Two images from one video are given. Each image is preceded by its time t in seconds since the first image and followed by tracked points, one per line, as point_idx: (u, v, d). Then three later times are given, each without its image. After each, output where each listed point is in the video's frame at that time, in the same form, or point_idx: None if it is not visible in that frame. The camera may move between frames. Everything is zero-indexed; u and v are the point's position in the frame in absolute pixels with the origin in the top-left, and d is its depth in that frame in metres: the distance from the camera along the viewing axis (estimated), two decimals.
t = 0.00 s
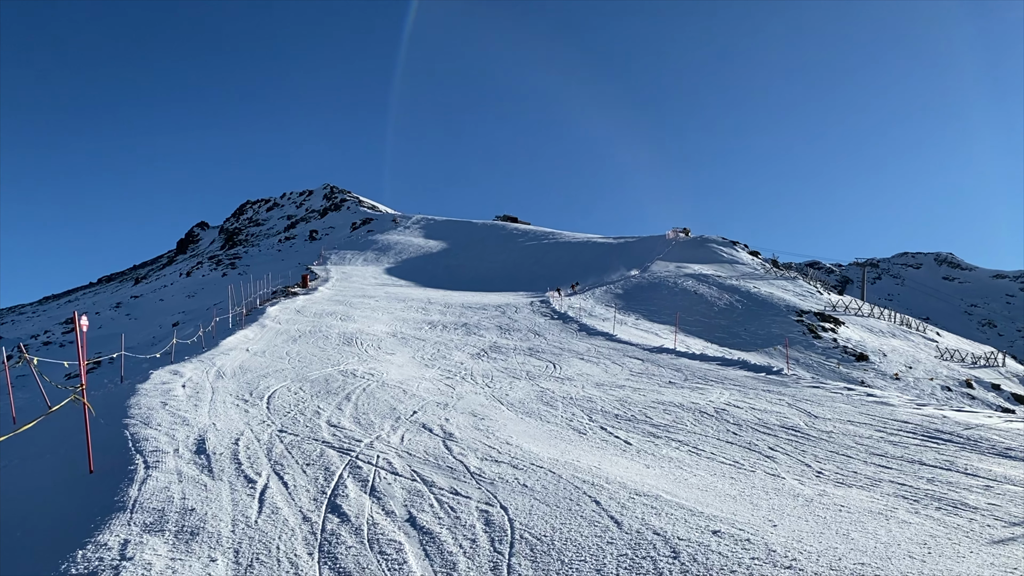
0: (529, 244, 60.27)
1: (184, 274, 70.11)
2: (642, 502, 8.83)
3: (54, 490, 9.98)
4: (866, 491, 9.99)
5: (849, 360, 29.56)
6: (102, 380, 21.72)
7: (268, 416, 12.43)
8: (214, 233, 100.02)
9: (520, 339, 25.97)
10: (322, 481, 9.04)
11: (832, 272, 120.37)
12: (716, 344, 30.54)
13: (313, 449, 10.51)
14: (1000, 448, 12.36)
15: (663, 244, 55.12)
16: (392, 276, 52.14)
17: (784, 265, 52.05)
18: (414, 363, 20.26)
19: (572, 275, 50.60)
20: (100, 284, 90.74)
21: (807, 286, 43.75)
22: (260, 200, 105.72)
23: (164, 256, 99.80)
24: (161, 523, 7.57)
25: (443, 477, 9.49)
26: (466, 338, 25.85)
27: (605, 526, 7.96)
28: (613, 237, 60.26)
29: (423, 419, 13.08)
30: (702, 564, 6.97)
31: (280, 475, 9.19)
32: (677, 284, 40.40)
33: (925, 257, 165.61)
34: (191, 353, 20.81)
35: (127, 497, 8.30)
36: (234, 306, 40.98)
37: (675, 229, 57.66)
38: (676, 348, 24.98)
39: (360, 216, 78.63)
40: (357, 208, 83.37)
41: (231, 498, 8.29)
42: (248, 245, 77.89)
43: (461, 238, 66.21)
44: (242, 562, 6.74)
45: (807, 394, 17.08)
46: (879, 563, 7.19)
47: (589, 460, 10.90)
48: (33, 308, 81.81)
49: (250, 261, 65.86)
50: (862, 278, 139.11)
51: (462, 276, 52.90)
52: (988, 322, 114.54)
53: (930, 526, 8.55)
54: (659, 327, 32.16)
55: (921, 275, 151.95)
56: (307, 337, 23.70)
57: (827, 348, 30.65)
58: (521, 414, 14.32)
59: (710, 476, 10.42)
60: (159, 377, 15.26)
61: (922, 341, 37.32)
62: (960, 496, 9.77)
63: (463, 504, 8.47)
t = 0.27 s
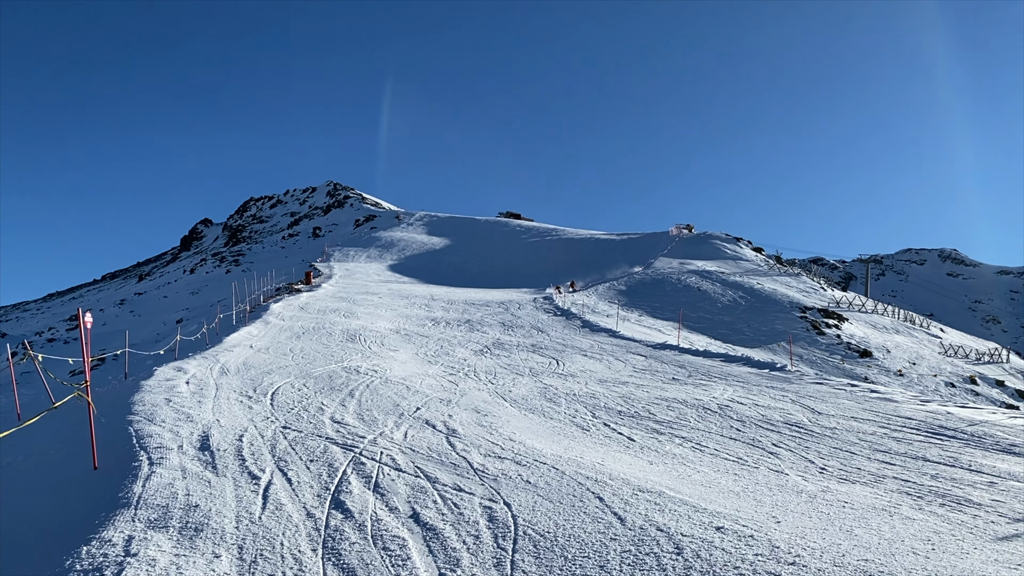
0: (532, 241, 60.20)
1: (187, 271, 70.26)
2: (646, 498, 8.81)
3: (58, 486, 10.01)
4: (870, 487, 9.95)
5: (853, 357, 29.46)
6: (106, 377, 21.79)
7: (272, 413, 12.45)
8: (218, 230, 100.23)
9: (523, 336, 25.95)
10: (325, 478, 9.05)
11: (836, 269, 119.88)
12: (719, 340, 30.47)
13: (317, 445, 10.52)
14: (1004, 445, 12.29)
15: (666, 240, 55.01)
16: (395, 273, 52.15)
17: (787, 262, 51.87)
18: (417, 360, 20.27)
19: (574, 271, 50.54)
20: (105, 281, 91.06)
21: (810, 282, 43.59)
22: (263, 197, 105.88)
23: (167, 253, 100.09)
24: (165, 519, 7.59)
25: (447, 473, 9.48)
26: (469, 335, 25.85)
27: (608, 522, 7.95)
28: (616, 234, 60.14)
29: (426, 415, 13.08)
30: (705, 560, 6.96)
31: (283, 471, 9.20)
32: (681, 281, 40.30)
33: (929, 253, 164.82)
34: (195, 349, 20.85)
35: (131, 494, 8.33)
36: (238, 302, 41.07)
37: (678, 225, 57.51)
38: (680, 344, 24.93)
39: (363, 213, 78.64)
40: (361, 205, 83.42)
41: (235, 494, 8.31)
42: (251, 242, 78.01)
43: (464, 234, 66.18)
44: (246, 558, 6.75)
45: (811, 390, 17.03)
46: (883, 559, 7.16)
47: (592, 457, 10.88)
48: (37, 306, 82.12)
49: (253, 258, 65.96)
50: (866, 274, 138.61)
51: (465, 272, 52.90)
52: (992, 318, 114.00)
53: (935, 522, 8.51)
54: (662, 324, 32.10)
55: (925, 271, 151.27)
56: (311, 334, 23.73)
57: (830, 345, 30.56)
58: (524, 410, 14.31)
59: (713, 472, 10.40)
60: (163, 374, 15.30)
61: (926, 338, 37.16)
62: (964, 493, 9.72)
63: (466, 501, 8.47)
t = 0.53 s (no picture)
0: (534, 238, 60.14)
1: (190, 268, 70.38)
2: (648, 495, 8.80)
3: (61, 483, 10.04)
4: (872, 484, 9.92)
5: (856, 354, 29.38)
6: (109, 374, 21.86)
7: (275, 410, 12.48)
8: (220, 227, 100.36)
9: (525, 333, 25.95)
10: (328, 475, 9.07)
11: (838, 265, 119.54)
12: (722, 337, 30.43)
13: (320, 442, 10.54)
14: (1008, 441, 12.24)
15: (668, 237, 54.89)
16: (398, 270, 52.19)
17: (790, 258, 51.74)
18: (420, 357, 20.29)
19: (576, 268, 50.48)
20: (108, 279, 91.30)
21: (813, 279, 43.48)
22: (266, 194, 105.99)
23: (171, 251, 100.32)
24: (168, 516, 7.60)
25: (449, 470, 9.49)
26: (471, 332, 25.86)
27: (610, 519, 7.95)
28: (619, 231, 60.04)
29: (428, 412, 13.10)
30: (707, 557, 6.95)
31: (286, 469, 9.21)
32: (683, 278, 40.24)
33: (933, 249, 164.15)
34: (198, 346, 20.92)
35: (134, 491, 8.35)
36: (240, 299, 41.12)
37: (681, 222, 57.39)
38: (682, 341, 24.90)
39: (366, 211, 78.66)
40: (363, 202, 83.46)
41: (238, 491, 8.33)
42: (254, 239, 78.09)
43: (467, 231, 66.16)
44: (249, 555, 6.76)
45: (814, 387, 16.99)
46: (885, 556, 7.14)
47: (594, 454, 10.88)
48: (41, 303, 82.34)
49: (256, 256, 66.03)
50: (869, 271, 138.19)
51: (467, 269, 52.92)
52: (996, 314, 113.56)
53: (938, 520, 8.47)
54: (664, 321, 32.05)
55: (929, 268, 150.75)
56: (314, 331, 23.77)
57: (833, 342, 30.49)
58: (527, 407, 14.31)
59: (716, 469, 10.38)
60: (166, 371, 15.35)
61: (929, 334, 37.05)
62: (968, 490, 9.68)
63: (469, 498, 8.47)
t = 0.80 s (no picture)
0: (536, 235, 60.07)
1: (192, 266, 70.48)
2: (650, 493, 8.80)
3: (65, 481, 10.08)
4: (875, 481, 9.90)
5: (858, 351, 29.32)
6: (112, 372, 21.92)
7: (277, 407, 12.50)
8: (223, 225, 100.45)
9: (528, 330, 25.95)
10: (330, 472, 9.08)
11: (841, 262, 119.31)
12: (724, 334, 30.37)
13: (322, 440, 10.55)
14: (1010, 439, 12.21)
15: (671, 234, 54.78)
16: (400, 267, 52.19)
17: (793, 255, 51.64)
18: (422, 354, 20.30)
19: (578, 266, 50.40)
20: (110, 276, 91.42)
21: (815, 276, 43.38)
22: (268, 192, 106.08)
23: (173, 249, 100.46)
24: (171, 514, 7.62)
25: (452, 467, 9.49)
26: (474, 329, 25.85)
27: (612, 516, 7.95)
28: (621, 228, 59.94)
29: (430, 409, 13.11)
30: (709, 554, 6.95)
31: (289, 466, 9.22)
32: (685, 275, 40.18)
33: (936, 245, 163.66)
34: (201, 344, 20.96)
35: (137, 488, 8.37)
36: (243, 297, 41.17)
37: (683, 219, 57.28)
38: (684, 338, 24.88)
39: (368, 208, 78.68)
40: (365, 200, 83.46)
41: (240, 489, 8.34)
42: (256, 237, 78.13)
43: (469, 229, 66.11)
44: (252, 552, 6.78)
45: (816, 384, 16.96)
46: (888, 553, 7.12)
47: (597, 451, 10.87)
48: (43, 301, 82.49)
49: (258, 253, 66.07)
50: (872, 268, 137.88)
51: (469, 266, 52.88)
52: (998, 311, 113.28)
53: (940, 516, 8.45)
54: (667, 318, 32.01)
55: (932, 265, 150.36)
56: (316, 328, 23.80)
57: (835, 339, 30.43)
58: (529, 405, 14.31)
59: (718, 466, 10.37)
60: (169, 369, 15.37)
61: (932, 331, 36.95)
62: (970, 487, 9.66)
63: (471, 495, 8.48)
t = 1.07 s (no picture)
0: (538, 232, 60.01)
1: (194, 264, 70.55)
2: (652, 490, 8.80)
3: (68, 478, 10.12)
4: (877, 478, 9.89)
5: (860, 348, 29.28)
6: (114, 370, 21.95)
7: (279, 405, 12.52)
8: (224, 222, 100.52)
9: (529, 327, 25.94)
10: (332, 469, 9.09)
11: (842, 259, 119.10)
12: (726, 331, 30.34)
13: (324, 437, 10.57)
14: (1012, 435, 12.19)
15: (673, 231, 54.70)
16: (402, 265, 52.20)
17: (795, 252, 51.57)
18: (424, 352, 20.31)
19: (580, 263, 50.34)
20: (113, 274, 91.55)
21: (817, 273, 43.31)
22: (270, 189, 106.14)
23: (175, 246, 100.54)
24: (173, 511, 7.63)
25: (454, 465, 9.50)
26: (475, 327, 25.85)
27: (614, 513, 7.95)
28: (623, 225, 59.87)
29: (433, 407, 13.13)
30: (712, 551, 6.95)
31: (291, 463, 9.24)
32: (687, 272, 40.12)
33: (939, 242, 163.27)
34: (203, 342, 21.00)
35: (139, 486, 8.38)
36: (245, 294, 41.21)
37: (685, 216, 57.19)
38: (686, 335, 24.85)
39: (369, 206, 78.68)
40: (367, 197, 83.46)
41: (242, 486, 8.36)
42: (257, 235, 78.16)
43: (470, 226, 66.08)
44: (254, 550, 6.79)
45: (818, 381, 16.95)
46: (889, 550, 7.11)
47: (598, 448, 10.88)
48: (45, 299, 82.64)
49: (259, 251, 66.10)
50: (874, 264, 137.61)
51: (471, 264, 52.86)
52: (1000, 308, 113.02)
53: (941, 513, 8.45)
54: (668, 315, 31.97)
55: (934, 261, 150.04)
56: (318, 326, 23.82)
57: (837, 336, 30.38)
58: (531, 402, 14.31)
59: (720, 463, 10.37)
60: (171, 367, 15.40)
61: (934, 328, 36.88)
62: (972, 483, 9.64)
63: (473, 492, 8.49)
